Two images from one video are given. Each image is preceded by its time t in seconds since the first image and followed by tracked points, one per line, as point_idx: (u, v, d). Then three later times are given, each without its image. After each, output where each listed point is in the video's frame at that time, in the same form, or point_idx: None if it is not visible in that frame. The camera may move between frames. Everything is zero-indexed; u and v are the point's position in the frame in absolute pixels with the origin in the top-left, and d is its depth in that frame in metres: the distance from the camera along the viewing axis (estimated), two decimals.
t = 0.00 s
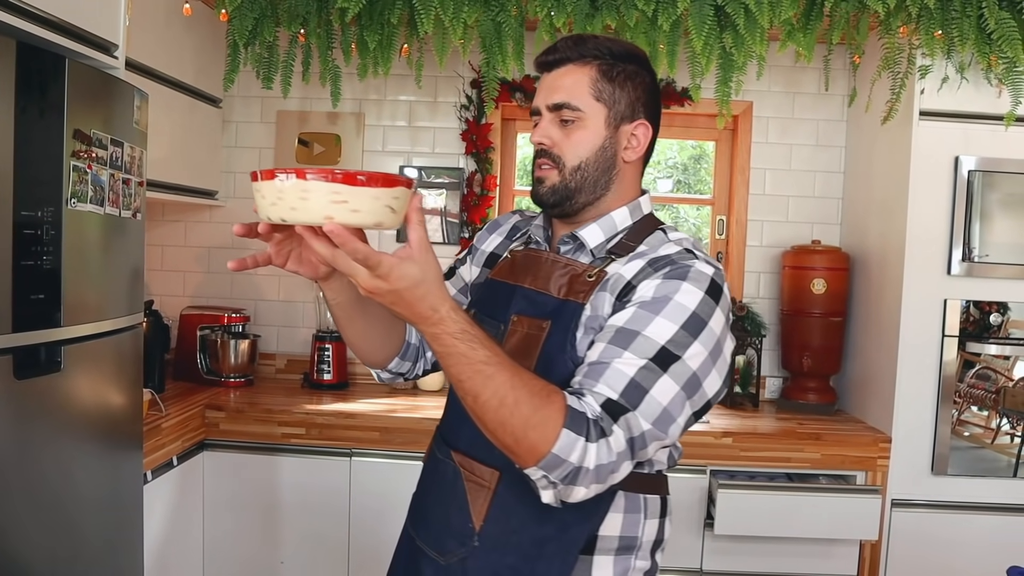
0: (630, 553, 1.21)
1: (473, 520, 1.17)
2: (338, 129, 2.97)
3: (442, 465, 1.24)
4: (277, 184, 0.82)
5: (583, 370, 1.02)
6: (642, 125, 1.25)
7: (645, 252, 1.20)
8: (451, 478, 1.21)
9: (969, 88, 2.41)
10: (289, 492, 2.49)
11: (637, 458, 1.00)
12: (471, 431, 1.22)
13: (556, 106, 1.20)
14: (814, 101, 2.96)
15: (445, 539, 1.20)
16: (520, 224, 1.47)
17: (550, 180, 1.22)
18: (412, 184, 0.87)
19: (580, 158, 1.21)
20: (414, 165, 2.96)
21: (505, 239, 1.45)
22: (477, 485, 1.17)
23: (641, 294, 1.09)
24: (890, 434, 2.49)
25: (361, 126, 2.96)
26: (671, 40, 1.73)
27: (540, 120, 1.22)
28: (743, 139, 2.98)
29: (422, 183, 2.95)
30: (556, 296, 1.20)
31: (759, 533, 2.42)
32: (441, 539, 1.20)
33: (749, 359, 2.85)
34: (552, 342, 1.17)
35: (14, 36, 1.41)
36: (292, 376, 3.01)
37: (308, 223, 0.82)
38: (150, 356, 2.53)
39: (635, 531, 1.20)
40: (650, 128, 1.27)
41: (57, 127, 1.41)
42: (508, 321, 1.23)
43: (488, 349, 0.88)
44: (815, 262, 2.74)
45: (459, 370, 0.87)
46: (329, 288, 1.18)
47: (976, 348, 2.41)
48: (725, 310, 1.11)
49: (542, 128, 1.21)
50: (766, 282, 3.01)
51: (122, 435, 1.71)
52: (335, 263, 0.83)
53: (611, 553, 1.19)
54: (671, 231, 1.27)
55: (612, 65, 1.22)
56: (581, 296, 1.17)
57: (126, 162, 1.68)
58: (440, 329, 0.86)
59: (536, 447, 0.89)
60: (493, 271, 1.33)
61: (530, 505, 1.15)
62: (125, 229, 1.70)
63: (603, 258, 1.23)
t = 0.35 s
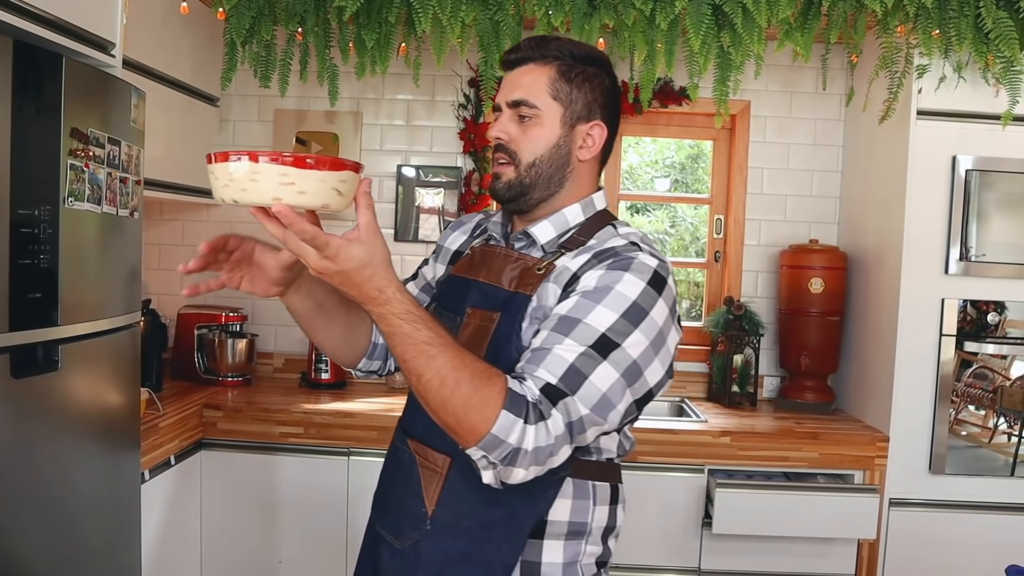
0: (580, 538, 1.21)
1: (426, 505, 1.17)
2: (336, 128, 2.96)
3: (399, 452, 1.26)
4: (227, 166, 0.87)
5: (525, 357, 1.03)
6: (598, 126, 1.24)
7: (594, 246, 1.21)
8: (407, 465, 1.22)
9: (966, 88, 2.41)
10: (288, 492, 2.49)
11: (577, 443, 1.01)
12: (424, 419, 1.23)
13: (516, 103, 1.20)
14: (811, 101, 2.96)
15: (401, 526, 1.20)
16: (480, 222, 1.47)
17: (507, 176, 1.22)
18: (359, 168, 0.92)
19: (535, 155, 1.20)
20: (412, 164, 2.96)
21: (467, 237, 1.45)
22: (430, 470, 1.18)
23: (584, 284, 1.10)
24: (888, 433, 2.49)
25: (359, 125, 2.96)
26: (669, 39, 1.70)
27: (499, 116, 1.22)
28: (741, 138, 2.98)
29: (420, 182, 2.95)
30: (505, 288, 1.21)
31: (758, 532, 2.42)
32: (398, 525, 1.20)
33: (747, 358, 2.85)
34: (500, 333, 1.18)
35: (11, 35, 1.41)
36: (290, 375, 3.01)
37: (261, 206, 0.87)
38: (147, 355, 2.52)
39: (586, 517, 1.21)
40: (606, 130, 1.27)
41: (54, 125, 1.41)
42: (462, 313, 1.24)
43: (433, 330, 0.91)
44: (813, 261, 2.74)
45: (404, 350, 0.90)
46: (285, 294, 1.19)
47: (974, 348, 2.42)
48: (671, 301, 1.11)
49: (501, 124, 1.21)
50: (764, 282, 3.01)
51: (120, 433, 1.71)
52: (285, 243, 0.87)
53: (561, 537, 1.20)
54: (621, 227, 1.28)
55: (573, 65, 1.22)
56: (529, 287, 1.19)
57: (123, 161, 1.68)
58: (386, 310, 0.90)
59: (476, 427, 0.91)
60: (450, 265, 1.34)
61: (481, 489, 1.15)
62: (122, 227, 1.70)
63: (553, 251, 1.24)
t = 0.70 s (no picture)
0: (516, 512, 1.25)
1: (372, 490, 1.21)
2: (341, 126, 2.96)
3: (341, 441, 1.26)
4: (200, 185, 0.85)
5: (472, 349, 1.08)
6: (526, 138, 1.31)
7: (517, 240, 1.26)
8: (351, 453, 1.24)
9: (975, 86, 2.40)
10: (292, 490, 2.49)
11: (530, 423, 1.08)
12: (366, 408, 1.24)
13: (453, 110, 1.24)
14: (818, 99, 2.95)
15: (347, 510, 1.23)
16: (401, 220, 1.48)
17: (441, 179, 1.26)
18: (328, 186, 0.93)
19: (468, 161, 1.25)
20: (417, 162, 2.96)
21: (388, 236, 1.46)
22: (375, 457, 1.21)
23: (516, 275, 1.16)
24: (894, 433, 2.48)
25: (364, 124, 2.96)
26: (675, 38, 1.47)
27: (436, 121, 1.25)
28: (747, 137, 2.97)
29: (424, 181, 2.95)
30: (437, 282, 1.24)
31: (764, 531, 2.41)
32: (344, 509, 1.23)
33: (753, 357, 2.84)
34: (435, 326, 1.22)
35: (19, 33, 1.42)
36: (295, 374, 3.01)
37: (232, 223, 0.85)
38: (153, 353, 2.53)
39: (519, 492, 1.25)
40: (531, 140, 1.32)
41: (62, 124, 1.41)
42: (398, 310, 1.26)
43: (399, 333, 0.92)
44: (818, 260, 2.74)
45: (372, 355, 0.91)
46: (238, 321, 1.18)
47: (980, 347, 2.41)
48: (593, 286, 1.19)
49: (438, 129, 1.25)
50: (770, 281, 3.01)
51: (126, 431, 1.71)
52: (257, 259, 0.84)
53: (498, 511, 1.23)
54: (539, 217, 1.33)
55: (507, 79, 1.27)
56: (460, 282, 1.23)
57: (130, 159, 1.68)
58: (354, 318, 0.89)
59: (446, 419, 0.95)
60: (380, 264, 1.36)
61: (429, 472, 1.19)
62: (129, 226, 1.70)
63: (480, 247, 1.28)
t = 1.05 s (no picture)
0: (511, 501, 1.26)
1: (373, 487, 1.20)
2: (343, 126, 2.97)
3: (336, 443, 1.26)
4: (223, 199, 0.83)
5: (473, 347, 1.08)
6: (497, 134, 1.31)
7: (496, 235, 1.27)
8: (348, 453, 1.23)
9: (977, 85, 2.40)
10: (294, 489, 2.49)
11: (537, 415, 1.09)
12: (358, 408, 1.23)
13: (429, 111, 1.23)
14: (820, 99, 2.95)
15: (348, 508, 1.23)
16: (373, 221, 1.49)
17: (420, 180, 1.25)
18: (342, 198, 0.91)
19: (446, 161, 1.25)
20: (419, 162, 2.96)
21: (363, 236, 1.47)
22: (372, 455, 1.20)
23: (505, 271, 1.16)
24: (896, 432, 2.48)
25: (366, 124, 2.96)
26: (677, 38, 1.47)
27: (411, 122, 1.24)
28: (749, 137, 2.97)
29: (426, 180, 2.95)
30: (421, 279, 1.24)
31: (765, 531, 2.41)
32: (345, 508, 1.23)
33: (755, 357, 2.84)
34: (425, 321, 1.21)
35: (21, 33, 1.42)
36: (296, 373, 3.01)
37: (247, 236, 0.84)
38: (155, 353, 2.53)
39: (513, 479, 1.26)
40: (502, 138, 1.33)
41: (65, 123, 1.41)
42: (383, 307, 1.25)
43: (413, 340, 0.91)
44: (820, 260, 2.74)
45: (388, 362, 0.89)
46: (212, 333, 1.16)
47: (982, 347, 2.40)
48: (578, 273, 1.20)
49: (414, 130, 1.23)
50: (772, 281, 3.01)
51: (128, 431, 1.71)
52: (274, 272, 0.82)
53: (494, 501, 1.24)
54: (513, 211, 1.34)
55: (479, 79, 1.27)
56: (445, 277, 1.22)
57: (132, 158, 1.68)
58: (370, 329, 0.88)
59: (463, 420, 0.95)
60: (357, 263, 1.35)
61: (426, 465, 1.19)
62: (131, 225, 1.70)
63: (460, 242, 1.28)
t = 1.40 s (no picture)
0: (519, 503, 1.24)
1: (378, 492, 1.19)
2: (341, 126, 2.96)
3: (338, 447, 1.24)
4: (249, 202, 0.78)
5: (489, 351, 1.06)
6: (501, 129, 1.30)
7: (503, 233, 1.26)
8: (351, 457, 1.22)
9: (974, 86, 2.41)
10: (292, 489, 2.49)
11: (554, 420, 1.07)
12: (361, 412, 1.21)
13: (437, 107, 1.19)
14: (818, 99, 2.95)
15: (353, 513, 1.21)
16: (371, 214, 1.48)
17: (429, 177, 1.23)
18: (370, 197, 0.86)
19: (455, 158, 1.22)
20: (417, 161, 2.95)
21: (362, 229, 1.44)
22: (378, 459, 1.19)
23: (518, 273, 1.15)
24: (894, 432, 2.48)
25: (364, 123, 2.96)
26: (675, 37, 1.47)
27: (419, 118, 1.20)
28: (747, 136, 2.97)
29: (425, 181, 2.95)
30: (426, 279, 1.23)
31: (763, 530, 2.41)
32: (349, 513, 1.22)
33: (752, 357, 2.84)
34: (430, 322, 1.20)
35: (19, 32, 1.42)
36: (294, 373, 3.01)
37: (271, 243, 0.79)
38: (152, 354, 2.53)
39: (522, 481, 1.25)
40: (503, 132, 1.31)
41: (61, 123, 1.41)
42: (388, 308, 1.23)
43: (437, 350, 0.88)
44: (818, 259, 2.74)
45: (413, 373, 0.86)
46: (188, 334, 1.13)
47: (979, 346, 2.41)
48: (588, 273, 1.18)
49: (422, 127, 1.20)
50: (770, 281, 3.01)
51: (126, 431, 1.71)
52: (297, 281, 0.79)
53: (502, 503, 1.22)
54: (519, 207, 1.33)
55: (485, 74, 1.24)
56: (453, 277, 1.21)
57: (129, 158, 1.68)
58: (394, 341, 0.84)
59: (487, 429, 0.92)
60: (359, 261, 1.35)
61: (432, 470, 1.17)
62: (128, 225, 1.70)
63: (465, 240, 1.26)
